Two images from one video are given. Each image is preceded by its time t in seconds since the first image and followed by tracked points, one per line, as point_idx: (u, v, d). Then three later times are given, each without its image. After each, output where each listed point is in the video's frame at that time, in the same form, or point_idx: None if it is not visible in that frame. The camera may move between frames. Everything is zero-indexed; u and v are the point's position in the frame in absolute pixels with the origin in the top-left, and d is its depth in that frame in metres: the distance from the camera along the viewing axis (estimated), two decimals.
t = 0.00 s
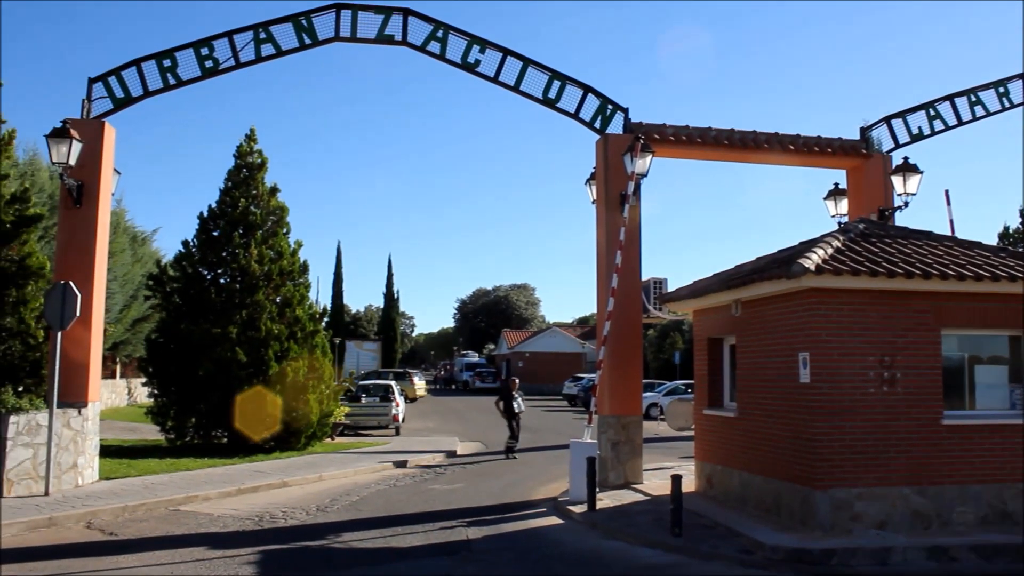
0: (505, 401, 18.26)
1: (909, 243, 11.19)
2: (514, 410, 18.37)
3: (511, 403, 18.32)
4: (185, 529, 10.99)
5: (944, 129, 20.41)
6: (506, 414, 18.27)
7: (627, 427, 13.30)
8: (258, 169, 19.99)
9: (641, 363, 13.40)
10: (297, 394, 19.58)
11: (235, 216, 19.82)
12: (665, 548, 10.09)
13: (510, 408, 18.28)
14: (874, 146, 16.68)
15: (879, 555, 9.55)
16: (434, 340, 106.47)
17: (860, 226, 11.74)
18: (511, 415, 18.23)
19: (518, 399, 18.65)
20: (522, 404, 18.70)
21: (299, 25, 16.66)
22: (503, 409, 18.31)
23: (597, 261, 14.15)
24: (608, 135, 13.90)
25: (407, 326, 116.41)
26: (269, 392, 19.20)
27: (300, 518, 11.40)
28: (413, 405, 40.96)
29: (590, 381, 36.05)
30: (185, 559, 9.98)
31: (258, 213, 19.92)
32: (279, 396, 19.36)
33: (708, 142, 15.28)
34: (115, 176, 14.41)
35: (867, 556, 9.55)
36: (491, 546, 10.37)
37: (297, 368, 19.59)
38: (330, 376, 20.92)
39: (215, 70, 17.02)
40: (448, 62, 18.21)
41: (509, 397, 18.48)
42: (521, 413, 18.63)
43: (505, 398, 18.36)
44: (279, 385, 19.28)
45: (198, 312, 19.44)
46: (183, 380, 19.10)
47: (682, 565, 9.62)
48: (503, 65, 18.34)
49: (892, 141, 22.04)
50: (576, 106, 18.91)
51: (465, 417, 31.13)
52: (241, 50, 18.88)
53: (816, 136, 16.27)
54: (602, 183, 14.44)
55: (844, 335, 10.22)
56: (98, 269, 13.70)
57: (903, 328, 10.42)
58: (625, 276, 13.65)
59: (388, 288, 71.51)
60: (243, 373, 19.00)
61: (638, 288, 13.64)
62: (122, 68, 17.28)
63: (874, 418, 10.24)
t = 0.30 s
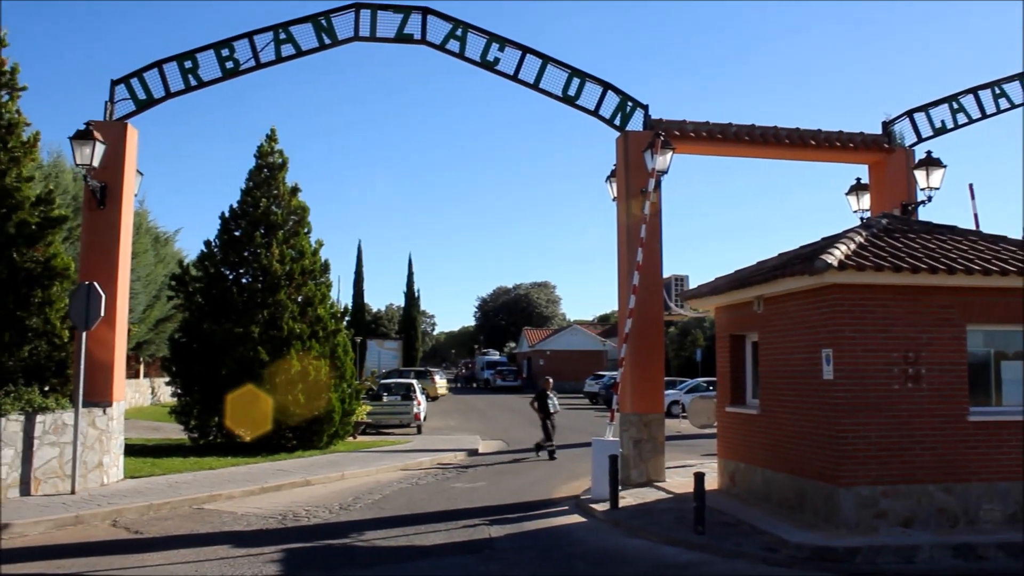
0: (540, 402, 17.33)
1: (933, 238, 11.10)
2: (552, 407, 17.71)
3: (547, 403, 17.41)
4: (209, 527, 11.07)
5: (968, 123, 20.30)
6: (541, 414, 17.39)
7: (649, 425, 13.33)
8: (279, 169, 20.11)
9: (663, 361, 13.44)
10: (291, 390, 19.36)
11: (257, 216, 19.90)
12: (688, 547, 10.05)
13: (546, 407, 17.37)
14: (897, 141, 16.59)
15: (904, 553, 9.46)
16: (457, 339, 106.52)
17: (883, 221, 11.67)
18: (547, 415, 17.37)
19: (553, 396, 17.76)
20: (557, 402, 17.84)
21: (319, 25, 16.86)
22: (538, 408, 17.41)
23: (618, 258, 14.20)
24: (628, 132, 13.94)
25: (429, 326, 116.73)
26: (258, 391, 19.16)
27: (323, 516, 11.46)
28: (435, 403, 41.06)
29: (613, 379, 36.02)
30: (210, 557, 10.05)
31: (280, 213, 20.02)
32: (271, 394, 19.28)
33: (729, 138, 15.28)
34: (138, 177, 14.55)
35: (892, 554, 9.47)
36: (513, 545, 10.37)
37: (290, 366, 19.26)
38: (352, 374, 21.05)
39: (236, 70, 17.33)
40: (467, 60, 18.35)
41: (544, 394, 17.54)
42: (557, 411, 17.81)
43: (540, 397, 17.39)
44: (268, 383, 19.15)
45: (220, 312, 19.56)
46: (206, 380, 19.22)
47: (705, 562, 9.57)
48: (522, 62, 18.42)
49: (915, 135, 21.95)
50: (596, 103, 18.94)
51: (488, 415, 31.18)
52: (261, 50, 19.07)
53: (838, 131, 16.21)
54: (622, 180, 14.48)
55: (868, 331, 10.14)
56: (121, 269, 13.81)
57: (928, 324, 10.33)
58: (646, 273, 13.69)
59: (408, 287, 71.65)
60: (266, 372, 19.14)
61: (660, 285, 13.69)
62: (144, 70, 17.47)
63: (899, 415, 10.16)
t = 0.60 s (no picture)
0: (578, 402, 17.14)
1: (961, 235, 11.02)
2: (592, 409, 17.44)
3: (586, 403, 17.25)
4: (236, 525, 11.15)
5: (997, 118, 20.16)
6: (580, 414, 17.21)
7: (674, 424, 13.36)
8: (303, 169, 20.28)
9: (687, 360, 13.47)
10: (283, 392, 19.39)
11: (281, 216, 20.06)
12: (713, 546, 10.01)
13: (585, 406, 17.20)
14: (923, 137, 16.49)
15: (933, 553, 9.38)
16: (479, 337, 106.78)
17: (910, 219, 11.60)
18: (586, 414, 17.19)
19: (593, 397, 17.60)
20: (597, 403, 17.65)
21: (342, 25, 17.01)
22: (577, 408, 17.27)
23: (642, 257, 14.25)
24: (652, 130, 13.99)
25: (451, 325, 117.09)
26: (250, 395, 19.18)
27: (349, 515, 11.52)
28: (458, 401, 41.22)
29: (637, 377, 35.99)
30: (237, 555, 10.13)
31: (304, 213, 20.14)
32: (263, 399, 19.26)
33: (753, 136, 15.26)
34: (165, 178, 14.68)
35: (921, 554, 9.39)
36: (538, 543, 10.37)
37: (274, 373, 19.13)
38: (376, 373, 21.16)
39: (260, 71, 17.51)
40: (490, 59, 18.43)
41: (584, 394, 17.40)
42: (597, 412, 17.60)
43: (578, 397, 17.27)
44: (260, 386, 19.14)
45: (245, 311, 19.69)
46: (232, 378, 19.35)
47: (731, 562, 9.54)
48: (545, 61, 18.50)
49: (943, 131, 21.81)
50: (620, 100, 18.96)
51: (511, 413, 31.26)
52: (285, 52, 19.22)
53: (864, 128, 16.13)
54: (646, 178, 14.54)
55: (894, 329, 10.07)
56: (148, 269, 13.98)
57: (956, 322, 10.24)
58: (671, 271, 13.72)
59: (430, 285, 71.91)
60: (291, 371, 19.32)
61: (685, 283, 13.71)
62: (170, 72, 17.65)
63: (927, 414, 10.08)
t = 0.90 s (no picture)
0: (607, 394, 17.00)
1: (976, 229, 10.97)
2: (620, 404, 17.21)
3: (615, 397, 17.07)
4: (249, 518, 11.21)
5: (1014, 111, 20.06)
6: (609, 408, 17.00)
7: (686, 417, 13.37)
8: (316, 163, 20.35)
9: (700, 354, 13.49)
10: (280, 396, 19.33)
11: (294, 210, 20.14)
12: (726, 540, 10.00)
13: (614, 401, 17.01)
14: (938, 130, 16.43)
15: (946, 547, 9.34)
16: (490, 332, 106.94)
17: (925, 212, 11.55)
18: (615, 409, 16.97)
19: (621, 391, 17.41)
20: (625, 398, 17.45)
21: (355, 19, 17.04)
22: (605, 401, 17.28)
23: (655, 250, 14.26)
24: (665, 123, 14.00)
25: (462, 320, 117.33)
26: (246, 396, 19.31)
27: (361, 508, 11.56)
28: (471, 395, 41.34)
29: (649, 370, 36.00)
30: (251, 548, 10.18)
31: (317, 207, 20.21)
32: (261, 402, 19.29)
33: (767, 129, 15.23)
34: (178, 172, 14.75)
35: (934, 548, 9.35)
36: (550, 537, 10.38)
37: (270, 374, 19.15)
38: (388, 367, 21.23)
39: (274, 66, 17.59)
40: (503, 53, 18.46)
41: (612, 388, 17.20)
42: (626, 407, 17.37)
43: (606, 390, 17.31)
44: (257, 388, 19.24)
45: (258, 305, 19.80)
46: (245, 371, 19.45)
47: (743, 556, 9.53)
48: (558, 54, 18.52)
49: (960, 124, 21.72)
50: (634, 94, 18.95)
51: (524, 408, 31.32)
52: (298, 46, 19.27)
53: (879, 121, 16.08)
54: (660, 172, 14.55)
55: (909, 323, 10.02)
56: (162, 263, 14.06)
57: (971, 316, 10.19)
58: (684, 265, 13.73)
59: (442, 280, 72.03)
60: (303, 364, 19.37)
61: (698, 277, 13.72)
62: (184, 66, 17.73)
63: (941, 408, 10.04)
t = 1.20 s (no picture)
0: (619, 390, 17.45)
1: (974, 225, 10.98)
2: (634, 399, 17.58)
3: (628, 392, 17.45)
4: (247, 513, 11.21)
5: (1012, 108, 20.11)
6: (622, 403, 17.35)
7: (683, 413, 13.42)
8: (313, 159, 20.35)
9: (697, 350, 13.52)
10: (279, 397, 19.31)
11: (291, 205, 20.13)
12: (722, 535, 10.02)
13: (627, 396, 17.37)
14: (936, 127, 16.47)
15: (941, 543, 9.36)
16: (488, 328, 107.04)
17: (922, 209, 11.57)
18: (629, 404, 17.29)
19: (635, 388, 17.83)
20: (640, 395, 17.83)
21: (353, 14, 17.00)
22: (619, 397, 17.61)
23: (653, 246, 14.29)
24: (663, 119, 14.03)
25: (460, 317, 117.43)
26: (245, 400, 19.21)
27: (358, 503, 11.57)
28: (468, 390, 41.41)
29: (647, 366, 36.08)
30: (248, 542, 10.18)
31: (314, 203, 20.21)
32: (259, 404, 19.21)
33: (764, 125, 15.26)
34: (176, 167, 14.73)
35: (929, 543, 9.38)
36: (547, 532, 10.40)
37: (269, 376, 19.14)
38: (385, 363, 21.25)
39: (271, 61, 17.56)
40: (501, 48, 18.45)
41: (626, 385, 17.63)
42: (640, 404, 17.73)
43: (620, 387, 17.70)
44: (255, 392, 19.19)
45: (256, 300, 19.80)
46: (242, 367, 19.38)
47: (740, 551, 9.55)
48: (556, 50, 18.53)
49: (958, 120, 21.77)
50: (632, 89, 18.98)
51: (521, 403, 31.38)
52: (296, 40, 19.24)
53: (877, 117, 16.10)
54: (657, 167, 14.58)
55: (905, 319, 10.04)
56: (159, 258, 14.05)
57: (967, 312, 10.21)
58: (681, 261, 13.75)
59: (439, 275, 72.04)
60: (300, 359, 19.39)
61: (695, 273, 13.75)
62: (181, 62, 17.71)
63: (937, 404, 10.06)
